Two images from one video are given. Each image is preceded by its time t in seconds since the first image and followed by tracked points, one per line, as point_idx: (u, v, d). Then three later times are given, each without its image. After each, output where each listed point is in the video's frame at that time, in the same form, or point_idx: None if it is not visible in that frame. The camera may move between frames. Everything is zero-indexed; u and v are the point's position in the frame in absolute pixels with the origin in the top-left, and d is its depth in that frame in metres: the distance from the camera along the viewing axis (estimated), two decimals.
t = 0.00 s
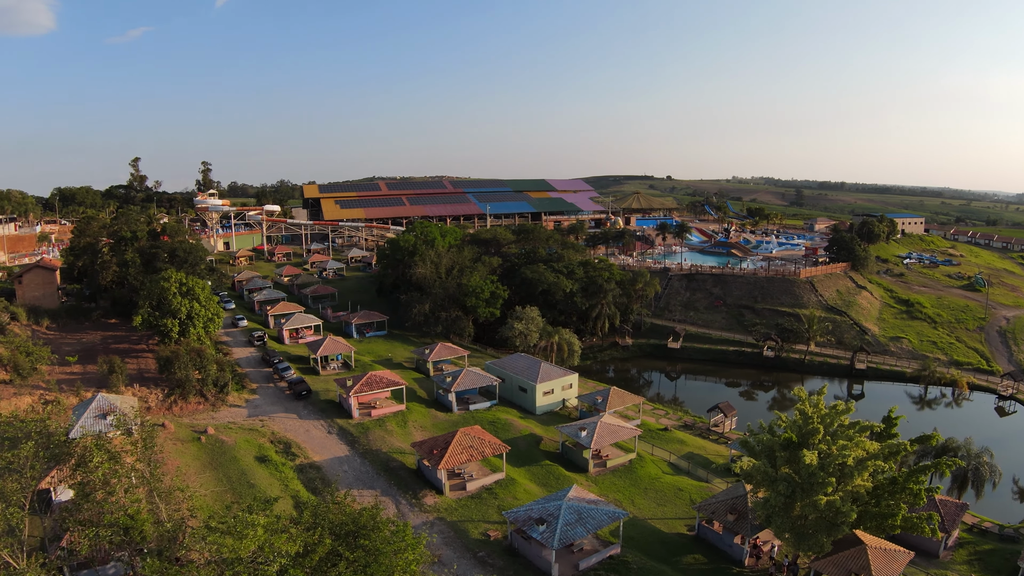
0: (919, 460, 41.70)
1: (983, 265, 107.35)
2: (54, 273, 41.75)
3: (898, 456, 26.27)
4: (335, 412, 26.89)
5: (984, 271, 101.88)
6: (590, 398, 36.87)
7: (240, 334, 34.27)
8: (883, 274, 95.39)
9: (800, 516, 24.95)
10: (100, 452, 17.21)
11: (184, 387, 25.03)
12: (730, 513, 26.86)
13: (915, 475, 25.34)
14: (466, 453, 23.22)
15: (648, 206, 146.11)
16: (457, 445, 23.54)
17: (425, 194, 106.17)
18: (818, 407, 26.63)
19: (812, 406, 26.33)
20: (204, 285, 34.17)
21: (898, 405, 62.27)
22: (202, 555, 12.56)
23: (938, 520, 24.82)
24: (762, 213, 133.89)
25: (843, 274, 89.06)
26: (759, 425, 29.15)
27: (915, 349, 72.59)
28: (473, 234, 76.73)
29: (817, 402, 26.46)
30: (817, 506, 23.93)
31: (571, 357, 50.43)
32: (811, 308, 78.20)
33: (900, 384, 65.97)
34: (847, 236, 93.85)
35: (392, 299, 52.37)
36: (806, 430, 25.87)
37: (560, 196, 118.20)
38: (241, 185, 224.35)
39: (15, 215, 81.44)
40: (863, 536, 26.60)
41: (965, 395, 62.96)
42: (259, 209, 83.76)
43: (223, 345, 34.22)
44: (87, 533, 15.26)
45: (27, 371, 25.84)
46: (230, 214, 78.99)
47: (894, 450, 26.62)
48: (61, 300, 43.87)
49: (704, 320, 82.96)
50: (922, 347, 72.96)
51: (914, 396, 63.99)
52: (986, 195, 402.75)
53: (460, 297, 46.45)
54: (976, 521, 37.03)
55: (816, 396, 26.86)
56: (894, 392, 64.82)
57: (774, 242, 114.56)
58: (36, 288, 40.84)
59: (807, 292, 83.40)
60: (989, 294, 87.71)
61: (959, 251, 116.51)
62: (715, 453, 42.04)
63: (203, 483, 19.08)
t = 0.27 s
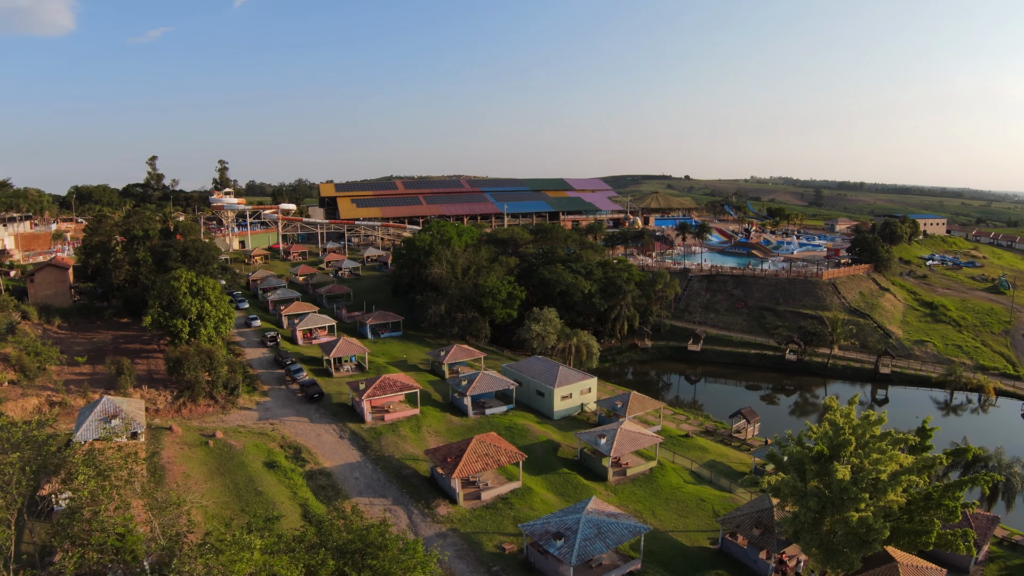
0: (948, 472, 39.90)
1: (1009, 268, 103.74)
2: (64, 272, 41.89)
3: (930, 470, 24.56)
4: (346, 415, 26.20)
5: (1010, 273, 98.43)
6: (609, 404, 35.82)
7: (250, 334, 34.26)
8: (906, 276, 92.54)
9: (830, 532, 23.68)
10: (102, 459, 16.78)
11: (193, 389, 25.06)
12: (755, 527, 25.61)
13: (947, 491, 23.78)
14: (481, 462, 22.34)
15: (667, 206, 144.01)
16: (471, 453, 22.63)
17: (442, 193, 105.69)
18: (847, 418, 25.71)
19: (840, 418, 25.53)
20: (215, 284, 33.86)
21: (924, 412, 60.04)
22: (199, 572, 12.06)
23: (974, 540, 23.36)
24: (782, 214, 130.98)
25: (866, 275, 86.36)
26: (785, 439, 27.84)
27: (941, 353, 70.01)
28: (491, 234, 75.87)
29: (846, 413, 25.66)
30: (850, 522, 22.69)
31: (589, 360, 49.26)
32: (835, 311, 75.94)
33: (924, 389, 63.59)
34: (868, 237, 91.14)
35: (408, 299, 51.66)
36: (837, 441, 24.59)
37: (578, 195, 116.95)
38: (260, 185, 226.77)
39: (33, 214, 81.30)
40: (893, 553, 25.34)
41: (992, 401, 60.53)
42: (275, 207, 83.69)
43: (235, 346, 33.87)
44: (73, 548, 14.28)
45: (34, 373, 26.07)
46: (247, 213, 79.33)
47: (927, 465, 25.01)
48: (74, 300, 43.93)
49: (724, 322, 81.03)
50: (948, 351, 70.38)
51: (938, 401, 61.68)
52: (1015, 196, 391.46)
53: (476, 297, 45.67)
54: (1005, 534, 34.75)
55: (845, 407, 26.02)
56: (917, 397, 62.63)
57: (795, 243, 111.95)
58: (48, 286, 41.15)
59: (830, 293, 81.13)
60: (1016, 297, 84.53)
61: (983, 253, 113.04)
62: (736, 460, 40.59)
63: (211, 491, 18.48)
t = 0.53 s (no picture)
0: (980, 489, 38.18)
1: None
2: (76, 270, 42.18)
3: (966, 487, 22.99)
4: (359, 420, 25.81)
5: None
6: (629, 409, 34.71)
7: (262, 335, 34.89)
8: (929, 278, 89.46)
9: (861, 550, 22.36)
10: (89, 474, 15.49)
11: (202, 390, 26.26)
12: (782, 543, 24.35)
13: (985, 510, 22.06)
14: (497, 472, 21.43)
15: (686, 206, 141.63)
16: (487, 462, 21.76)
17: (459, 191, 105.15)
18: (881, 429, 24.16)
19: (874, 427, 23.92)
20: (226, 283, 33.60)
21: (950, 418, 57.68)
22: None
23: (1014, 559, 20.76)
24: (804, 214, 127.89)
25: (890, 278, 83.57)
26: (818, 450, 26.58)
27: (966, 358, 67.36)
28: (509, 233, 74.93)
29: (880, 423, 24.03)
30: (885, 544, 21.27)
31: (608, 363, 48.07)
32: (860, 314, 73.49)
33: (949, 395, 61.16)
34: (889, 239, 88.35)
35: (424, 298, 51.11)
36: (871, 455, 23.09)
37: (596, 194, 115.54)
38: (279, 183, 229.47)
39: (49, 211, 83.98)
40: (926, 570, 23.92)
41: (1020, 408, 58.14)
42: (291, 206, 84.13)
43: (249, 347, 34.10)
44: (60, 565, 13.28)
45: (38, 374, 26.37)
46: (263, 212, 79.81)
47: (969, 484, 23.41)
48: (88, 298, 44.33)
49: (745, 324, 78.89)
50: (974, 356, 67.71)
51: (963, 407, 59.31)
52: None
53: (493, 298, 44.89)
54: None
55: (881, 416, 24.46)
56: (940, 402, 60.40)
57: (817, 244, 109.17)
58: (60, 285, 41.44)
59: (854, 296, 78.38)
60: None
61: (1006, 256, 109.29)
62: (761, 470, 39.19)
63: (217, 504, 17.96)
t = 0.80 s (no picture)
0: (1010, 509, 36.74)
1: None
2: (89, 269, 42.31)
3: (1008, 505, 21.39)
4: (371, 425, 25.21)
5: None
6: (649, 416, 33.65)
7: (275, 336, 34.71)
8: (954, 281, 86.45)
9: (893, 570, 20.92)
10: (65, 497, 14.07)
11: (210, 394, 26.19)
12: (808, 561, 23.10)
13: None
14: (511, 484, 20.42)
15: (706, 206, 139.32)
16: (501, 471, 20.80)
17: (476, 191, 104.57)
18: (917, 443, 22.77)
19: (910, 441, 22.54)
20: (235, 283, 33.15)
21: (975, 425, 55.35)
22: None
23: None
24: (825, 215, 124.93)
25: (913, 280, 81.02)
26: (853, 465, 25.20)
27: (993, 364, 64.72)
28: (526, 233, 74.01)
29: (916, 437, 22.64)
30: (922, 565, 19.79)
31: (627, 366, 46.78)
32: (885, 317, 71.06)
33: (976, 402, 58.76)
34: (917, 241, 85.74)
35: (439, 299, 50.48)
36: (905, 470, 21.85)
37: (615, 194, 114.08)
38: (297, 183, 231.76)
39: (64, 210, 85.90)
40: None
41: None
42: (306, 205, 84.31)
43: (261, 348, 33.97)
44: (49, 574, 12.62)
45: (44, 377, 26.60)
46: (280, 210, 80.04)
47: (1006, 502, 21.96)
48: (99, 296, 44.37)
49: (767, 327, 76.54)
50: (1001, 361, 65.03)
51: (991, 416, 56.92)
52: None
53: (510, 299, 44.09)
54: None
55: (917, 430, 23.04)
56: (966, 409, 58.06)
57: (839, 245, 106.46)
58: (71, 284, 41.49)
59: (877, 298, 75.93)
60: None
61: None
62: (785, 480, 37.76)
63: (223, 512, 17.45)
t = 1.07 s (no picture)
0: None
1: None
2: (100, 268, 42.19)
3: None
4: (385, 430, 24.66)
5: None
6: (671, 423, 32.46)
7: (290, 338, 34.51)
8: (980, 284, 83.12)
9: None
10: (48, 517, 13.43)
11: (220, 397, 26.01)
12: None
13: None
14: (526, 497, 19.36)
15: (726, 206, 136.70)
16: (518, 483, 19.78)
17: (494, 190, 103.81)
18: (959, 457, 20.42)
19: (950, 456, 20.24)
20: (246, 283, 32.73)
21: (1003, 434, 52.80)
22: None
23: None
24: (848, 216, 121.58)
25: (938, 283, 78.14)
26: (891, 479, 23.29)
27: None
28: (544, 233, 73.01)
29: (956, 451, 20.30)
30: None
31: (647, 370, 45.41)
32: (913, 322, 68.49)
33: (1006, 412, 56.14)
34: (938, 241, 82.22)
35: (456, 300, 49.76)
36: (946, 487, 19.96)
37: (635, 193, 112.40)
38: (315, 181, 233.46)
39: (77, 206, 87.33)
40: None
41: None
42: (323, 203, 84.34)
43: (274, 348, 33.80)
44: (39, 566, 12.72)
45: (49, 379, 26.76)
46: (297, 209, 80.24)
47: None
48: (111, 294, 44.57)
49: (790, 330, 73.74)
50: None
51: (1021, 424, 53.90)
52: None
53: (528, 301, 43.15)
54: None
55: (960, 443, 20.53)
56: (999, 417, 55.51)
57: (863, 247, 103.55)
58: (83, 282, 41.61)
59: (902, 301, 73.21)
60: None
61: None
62: (812, 491, 36.13)
63: (227, 512, 17.85)
